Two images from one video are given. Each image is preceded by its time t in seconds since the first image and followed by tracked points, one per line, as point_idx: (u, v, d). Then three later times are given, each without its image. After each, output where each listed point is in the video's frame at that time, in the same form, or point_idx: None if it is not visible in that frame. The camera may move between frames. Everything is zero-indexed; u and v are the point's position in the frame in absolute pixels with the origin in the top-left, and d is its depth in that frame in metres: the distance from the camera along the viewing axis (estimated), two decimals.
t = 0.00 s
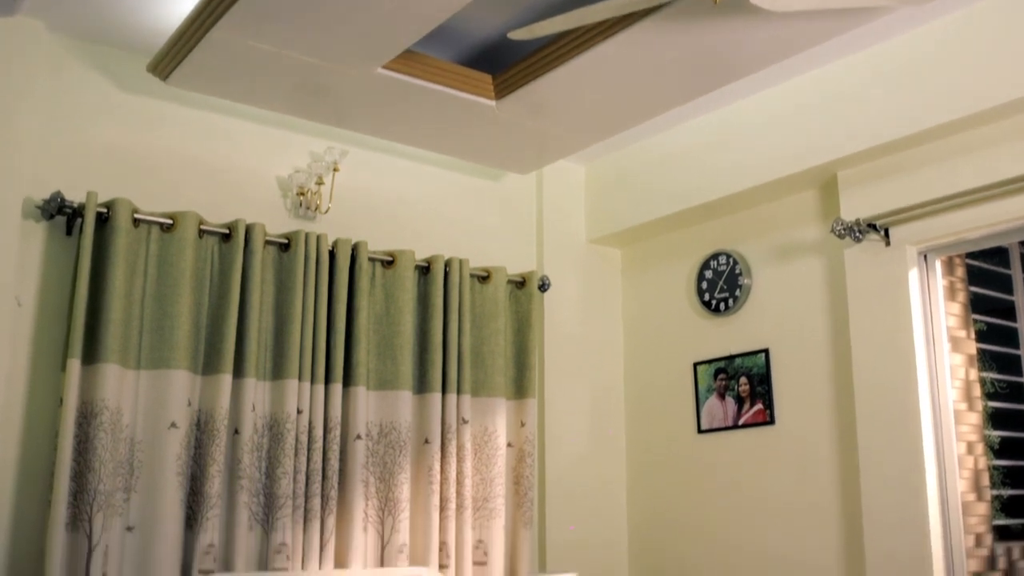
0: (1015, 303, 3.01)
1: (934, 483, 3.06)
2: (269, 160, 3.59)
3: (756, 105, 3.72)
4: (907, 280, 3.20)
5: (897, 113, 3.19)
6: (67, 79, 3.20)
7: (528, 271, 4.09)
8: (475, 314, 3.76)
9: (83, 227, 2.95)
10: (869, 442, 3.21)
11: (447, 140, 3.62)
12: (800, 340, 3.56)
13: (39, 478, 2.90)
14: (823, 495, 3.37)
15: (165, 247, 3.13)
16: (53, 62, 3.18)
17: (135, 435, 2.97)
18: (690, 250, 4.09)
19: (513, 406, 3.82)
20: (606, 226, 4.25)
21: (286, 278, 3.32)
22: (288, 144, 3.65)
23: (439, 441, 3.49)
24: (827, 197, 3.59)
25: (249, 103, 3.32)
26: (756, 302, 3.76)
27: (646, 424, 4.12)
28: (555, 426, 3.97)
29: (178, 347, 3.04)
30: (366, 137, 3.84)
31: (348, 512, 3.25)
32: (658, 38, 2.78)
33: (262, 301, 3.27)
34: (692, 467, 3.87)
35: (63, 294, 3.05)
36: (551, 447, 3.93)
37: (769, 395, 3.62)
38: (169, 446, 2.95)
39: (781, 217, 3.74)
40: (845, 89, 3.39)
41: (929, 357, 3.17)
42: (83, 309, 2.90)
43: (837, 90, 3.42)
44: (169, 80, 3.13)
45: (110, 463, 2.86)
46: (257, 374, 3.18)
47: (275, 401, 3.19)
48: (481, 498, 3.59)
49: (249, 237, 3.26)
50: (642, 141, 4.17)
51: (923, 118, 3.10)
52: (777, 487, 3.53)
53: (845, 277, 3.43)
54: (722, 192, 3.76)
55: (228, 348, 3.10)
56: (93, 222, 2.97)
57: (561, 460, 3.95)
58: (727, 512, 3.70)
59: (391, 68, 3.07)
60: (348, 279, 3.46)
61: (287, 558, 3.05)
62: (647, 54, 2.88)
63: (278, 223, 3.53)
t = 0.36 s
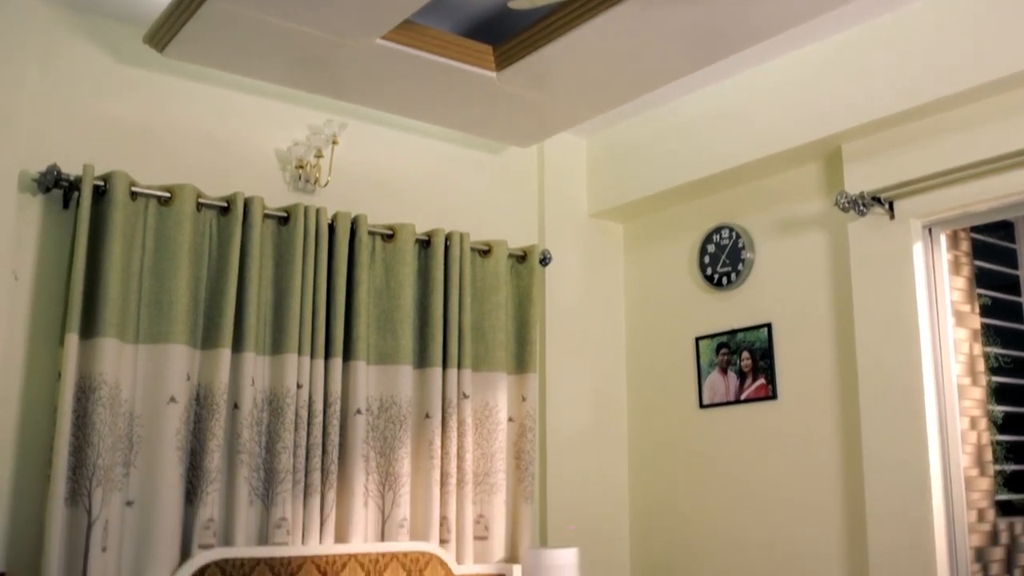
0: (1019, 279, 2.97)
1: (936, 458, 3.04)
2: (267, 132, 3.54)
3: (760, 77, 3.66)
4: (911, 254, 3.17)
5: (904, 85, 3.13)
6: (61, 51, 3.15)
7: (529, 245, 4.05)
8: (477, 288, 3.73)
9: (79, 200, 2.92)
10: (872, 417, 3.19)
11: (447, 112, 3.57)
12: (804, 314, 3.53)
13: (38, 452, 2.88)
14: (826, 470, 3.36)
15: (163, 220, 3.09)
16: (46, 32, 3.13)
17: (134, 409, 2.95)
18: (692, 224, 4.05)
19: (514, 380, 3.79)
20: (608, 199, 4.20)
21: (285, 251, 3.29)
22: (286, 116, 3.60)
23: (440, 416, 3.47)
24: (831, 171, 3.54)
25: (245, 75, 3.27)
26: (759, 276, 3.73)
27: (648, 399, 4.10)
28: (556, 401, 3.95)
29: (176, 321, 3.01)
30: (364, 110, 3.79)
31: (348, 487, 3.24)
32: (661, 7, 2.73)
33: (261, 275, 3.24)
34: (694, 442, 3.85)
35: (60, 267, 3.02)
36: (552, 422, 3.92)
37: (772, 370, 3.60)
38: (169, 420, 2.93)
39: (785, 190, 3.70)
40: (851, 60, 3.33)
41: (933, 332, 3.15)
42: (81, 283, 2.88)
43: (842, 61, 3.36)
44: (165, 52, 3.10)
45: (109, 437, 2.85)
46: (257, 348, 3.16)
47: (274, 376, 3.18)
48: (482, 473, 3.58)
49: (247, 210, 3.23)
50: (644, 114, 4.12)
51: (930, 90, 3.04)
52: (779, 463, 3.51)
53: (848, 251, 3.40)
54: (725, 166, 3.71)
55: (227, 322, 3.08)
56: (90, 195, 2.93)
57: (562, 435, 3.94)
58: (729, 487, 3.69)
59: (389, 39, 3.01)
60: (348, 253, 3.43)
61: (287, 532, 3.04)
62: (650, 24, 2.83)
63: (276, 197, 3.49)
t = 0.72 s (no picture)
0: None
1: (939, 434, 3.01)
2: (265, 105, 3.49)
3: (765, 49, 3.60)
4: (916, 228, 3.13)
5: (910, 56, 3.08)
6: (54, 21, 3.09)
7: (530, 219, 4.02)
8: (478, 263, 3.70)
9: (75, 174, 2.88)
10: (874, 393, 3.16)
11: (446, 85, 3.52)
12: (807, 290, 3.50)
13: (37, 428, 2.86)
14: (828, 445, 3.34)
15: (160, 194, 3.06)
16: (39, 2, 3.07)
17: (133, 384, 2.93)
18: (694, 199, 4.01)
19: (515, 356, 3.77)
20: (609, 173, 4.16)
21: (284, 225, 3.25)
22: (284, 89, 3.55)
23: (440, 391, 3.45)
24: (835, 144, 3.50)
25: (241, 46, 3.22)
26: (762, 250, 3.70)
27: (649, 374, 4.08)
28: (558, 376, 3.93)
29: (174, 296, 2.98)
30: (363, 82, 3.74)
31: (349, 462, 3.22)
32: None
33: (259, 249, 3.20)
34: (696, 417, 3.83)
35: (57, 240, 2.99)
36: (553, 397, 3.90)
37: (774, 345, 3.57)
38: (168, 395, 2.91)
39: (789, 164, 3.65)
40: (857, 31, 3.27)
41: (937, 306, 3.12)
42: (78, 258, 2.85)
43: (848, 32, 3.30)
44: (161, 24, 3.05)
45: (107, 412, 2.83)
46: (256, 323, 3.13)
47: (274, 350, 3.15)
48: (483, 448, 3.57)
49: (246, 184, 3.19)
50: (646, 86, 4.06)
51: (937, 61, 2.99)
52: (781, 438, 3.50)
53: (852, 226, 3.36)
54: (728, 139, 3.67)
55: (225, 296, 3.05)
56: (86, 168, 2.89)
57: (563, 410, 3.92)
58: (730, 463, 3.67)
59: (387, 10, 2.96)
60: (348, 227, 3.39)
61: (287, 507, 3.02)
62: None
63: (274, 170, 3.45)
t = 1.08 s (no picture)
0: None
1: (945, 406, 2.98)
2: (262, 74, 3.43)
3: (770, 16, 3.54)
4: (922, 198, 3.08)
5: (918, 23, 3.02)
6: None
7: (531, 189, 3.97)
8: (478, 233, 3.66)
9: (71, 143, 2.84)
10: (879, 365, 3.13)
11: (446, 53, 3.46)
12: (811, 261, 3.46)
13: (35, 400, 2.84)
14: (831, 417, 3.32)
15: (158, 163, 3.02)
16: None
17: (131, 356, 2.90)
18: (698, 169, 3.96)
19: (516, 327, 3.75)
20: (612, 143, 4.11)
21: (283, 195, 3.21)
22: (282, 58, 3.49)
23: (441, 362, 3.43)
24: (841, 113, 3.44)
25: (237, 13, 3.16)
26: (766, 221, 3.66)
27: (651, 346, 4.06)
28: (559, 348, 3.90)
29: (172, 267, 2.95)
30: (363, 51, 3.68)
31: (349, 433, 3.20)
32: None
33: (258, 219, 3.17)
34: (698, 388, 3.82)
35: (53, 210, 2.95)
36: (554, 369, 3.88)
37: (778, 317, 3.54)
38: (167, 366, 2.89)
39: (794, 133, 3.60)
40: None
41: (943, 276, 3.07)
42: (75, 229, 2.81)
43: None
44: None
45: (106, 384, 2.81)
46: (255, 294, 3.10)
47: (273, 321, 3.13)
48: (485, 419, 3.55)
49: (244, 153, 3.15)
50: (649, 55, 4.00)
51: (945, 28, 2.93)
52: (784, 410, 3.48)
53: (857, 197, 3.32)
54: (733, 108, 3.61)
55: (223, 267, 3.02)
56: (82, 138, 2.85)
57: (565, 382, 3.90)
58: (733, 435, 3.66)
59: None
60: (347, 196, 3.35)
61: (288, 479, 3.01)
62: None
63: (272, 139, 3.40)
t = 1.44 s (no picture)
0: None
1: (950, 374, 2.95)
2: (260, 39, 3.37)
3: None
4: (929, 163, 3.04)
5: None
6: None
7: (534, 156, 3.92)
8: (480, 199, 3.62)
9: (67, 109, 2.79)
10: (884, 334, 3.10)
11: (445, 17, 3.39)
12: (816, 228, 3.42)
13: (34, 369, 2.81)
14: (835, 386, 3.29)
15: (155, 129, 2.97)
16: None
17: (130, 324, 2.87)
18: (702, 135, 3.91)
19: (519, 295, 3.71)
20: (615, 109, 4.05)
21: (282, 162, 3.17)
22: (280, 22, 3.42)
23: (443, 330, 3.40)
24: (847, 78, 3.38)
25: None
26: (770, 188, 3.61)
27: (654, 315, 4.03)
28: (562, 316, 3.87)
29: (170, 234, 2.91)
30: (362, 15, 3.61)
31: (350, 401, 3.18)
32: None
33: (257, 186, 3.12)
34: (701, 357, 3.79)
35: (50, 175, 2.91)
36: (556, 337, 3.85)
37: (782, 285, 3.50)
38: (166, 334, 2.87)
39: (800, 98, 3.54)
40: None
41: (950, 244, 3.03)
42: (71, 196, 2.77)
43: None
44: None
45: (104, 351, 2.78)
46: (254, 261, 3.07)
47: (273, 289, 3.10)
48: (486, 387, 3.53)
49: (242, 119, 3.10)
50: (652, 19, 3.93)
51: None
52: (787, 378, 3.45)
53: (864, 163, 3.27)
54: (737, 74, 3.55)
55: (221, 233, 2.98)
56: (77, 103, 2.80)
57: (567, 350, 3.87)
58: (736, 404, 3.64)
59: None
60: (347, 163, 3.31)
61: (288, 447, 2.99)
62: None
63: (271, 104, 3.35)
